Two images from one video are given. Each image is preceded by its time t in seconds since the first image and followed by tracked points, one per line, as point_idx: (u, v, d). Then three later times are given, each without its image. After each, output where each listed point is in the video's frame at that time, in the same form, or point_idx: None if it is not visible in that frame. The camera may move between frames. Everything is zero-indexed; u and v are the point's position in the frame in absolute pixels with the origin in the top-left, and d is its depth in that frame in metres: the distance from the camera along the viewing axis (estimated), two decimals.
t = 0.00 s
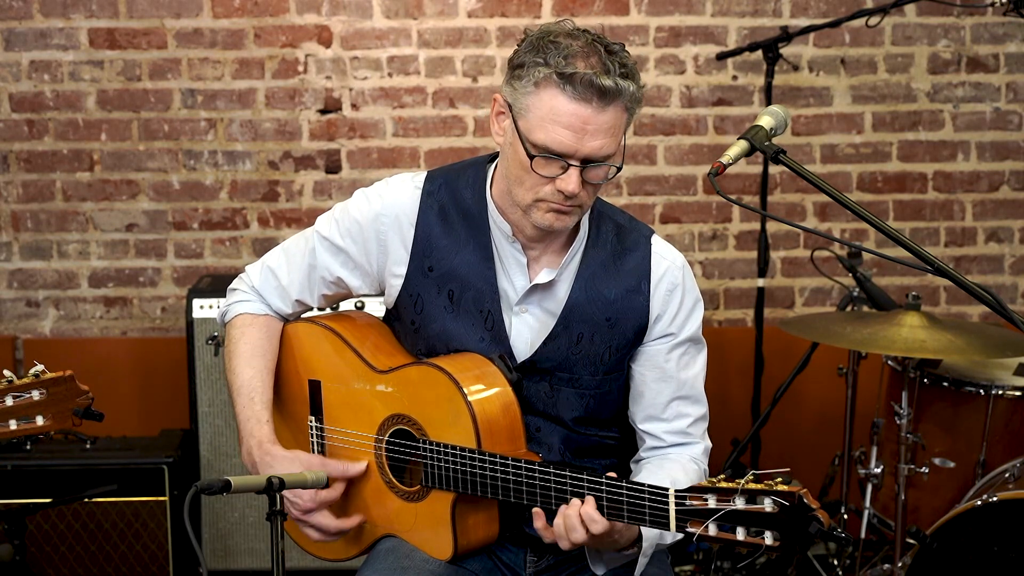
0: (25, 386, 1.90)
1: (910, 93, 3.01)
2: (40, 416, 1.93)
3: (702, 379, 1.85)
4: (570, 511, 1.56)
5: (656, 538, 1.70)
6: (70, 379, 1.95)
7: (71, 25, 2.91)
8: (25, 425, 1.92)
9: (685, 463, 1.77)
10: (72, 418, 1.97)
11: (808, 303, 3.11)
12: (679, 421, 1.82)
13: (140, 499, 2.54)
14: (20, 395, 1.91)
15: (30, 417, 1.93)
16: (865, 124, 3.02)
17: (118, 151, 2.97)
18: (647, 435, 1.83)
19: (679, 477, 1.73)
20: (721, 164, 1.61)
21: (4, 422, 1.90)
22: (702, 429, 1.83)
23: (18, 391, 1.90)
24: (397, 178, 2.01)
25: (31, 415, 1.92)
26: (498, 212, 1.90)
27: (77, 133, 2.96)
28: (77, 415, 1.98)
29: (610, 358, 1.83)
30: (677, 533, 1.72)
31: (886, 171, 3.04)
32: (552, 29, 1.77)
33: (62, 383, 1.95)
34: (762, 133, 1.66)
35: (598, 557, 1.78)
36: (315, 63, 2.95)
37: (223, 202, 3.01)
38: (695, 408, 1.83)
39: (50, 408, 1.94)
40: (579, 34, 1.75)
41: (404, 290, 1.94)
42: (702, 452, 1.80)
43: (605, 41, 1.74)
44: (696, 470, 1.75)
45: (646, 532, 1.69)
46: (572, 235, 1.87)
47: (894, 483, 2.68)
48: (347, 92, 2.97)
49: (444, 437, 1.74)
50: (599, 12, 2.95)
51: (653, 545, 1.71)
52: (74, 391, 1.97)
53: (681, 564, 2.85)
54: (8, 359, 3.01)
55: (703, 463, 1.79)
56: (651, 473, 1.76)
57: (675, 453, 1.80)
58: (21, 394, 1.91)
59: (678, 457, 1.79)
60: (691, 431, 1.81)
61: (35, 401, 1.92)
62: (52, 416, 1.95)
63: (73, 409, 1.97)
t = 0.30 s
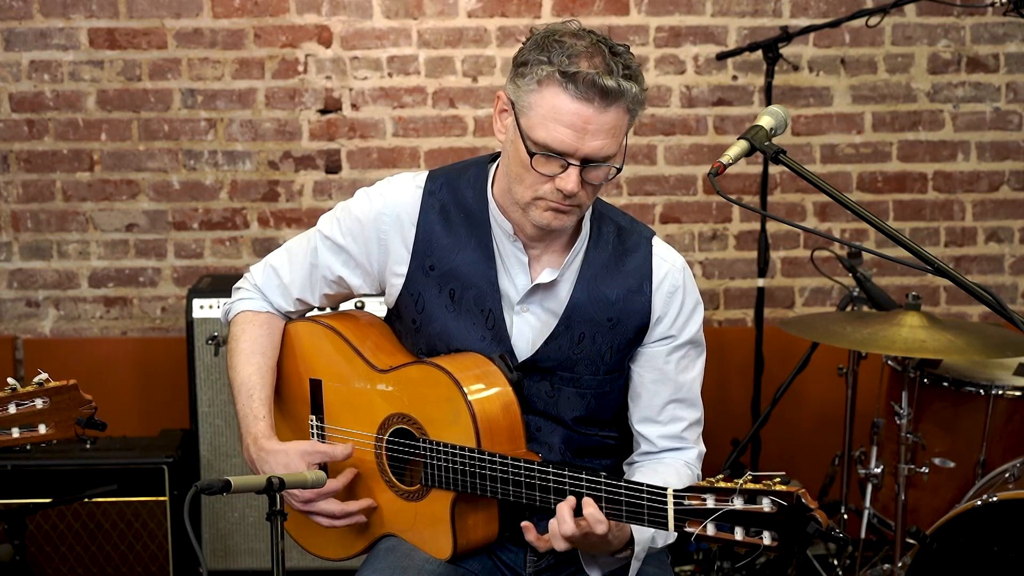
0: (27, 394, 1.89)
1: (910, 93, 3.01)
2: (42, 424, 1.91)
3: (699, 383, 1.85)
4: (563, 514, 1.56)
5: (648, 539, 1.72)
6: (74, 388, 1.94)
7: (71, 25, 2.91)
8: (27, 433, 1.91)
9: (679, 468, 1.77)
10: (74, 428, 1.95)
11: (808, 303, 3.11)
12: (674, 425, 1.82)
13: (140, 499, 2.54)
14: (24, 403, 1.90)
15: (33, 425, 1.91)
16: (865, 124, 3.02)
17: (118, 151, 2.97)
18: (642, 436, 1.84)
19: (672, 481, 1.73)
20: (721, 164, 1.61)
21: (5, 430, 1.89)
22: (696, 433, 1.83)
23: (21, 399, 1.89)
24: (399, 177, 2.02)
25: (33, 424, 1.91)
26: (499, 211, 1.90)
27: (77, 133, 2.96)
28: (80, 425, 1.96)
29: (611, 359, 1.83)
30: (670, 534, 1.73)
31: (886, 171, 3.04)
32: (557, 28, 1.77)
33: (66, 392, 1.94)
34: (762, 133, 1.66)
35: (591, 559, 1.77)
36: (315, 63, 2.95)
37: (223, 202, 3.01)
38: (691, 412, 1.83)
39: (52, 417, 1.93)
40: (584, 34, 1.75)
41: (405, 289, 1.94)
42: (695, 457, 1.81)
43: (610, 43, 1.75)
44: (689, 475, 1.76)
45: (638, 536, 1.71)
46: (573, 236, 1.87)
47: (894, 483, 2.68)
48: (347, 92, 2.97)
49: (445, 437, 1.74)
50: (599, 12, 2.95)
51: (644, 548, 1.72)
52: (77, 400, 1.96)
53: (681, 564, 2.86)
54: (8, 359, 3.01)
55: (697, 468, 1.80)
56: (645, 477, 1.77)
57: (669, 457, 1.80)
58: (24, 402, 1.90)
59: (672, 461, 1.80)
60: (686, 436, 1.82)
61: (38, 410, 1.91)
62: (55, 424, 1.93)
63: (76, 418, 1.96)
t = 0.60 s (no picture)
0: (30, 393, 1.90)
1: (910, 93, 3.01)
2: (44, 424, 1.91)
3: (692, 387, 1.85)
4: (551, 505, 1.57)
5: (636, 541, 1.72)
6: (75, 388, 1.94)
7: (71, 25, 2.91)
8: (29, 433, 1.91)
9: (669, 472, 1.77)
10: (76, 428, 1.95)
11: (808, 303, 3.11)
12: (665, 428, 1.82)
13: (140, 499, 2.54)
14: (27, 403, 1.91)
15: (35, 425, 1.91)
16: (865, 124, 3.02)
17: (118, 151, 2.97)
18: (634, 439, 1.84)
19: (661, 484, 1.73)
20: (721, 164, 1.61)
21: (7, 430, 1.89)
22: (687, 438, 1.83)
23: (23, 399, 1.90)
24: (398, 177, 2.02)
25: (35, 423, 1.91)
26: (499, 211, 1.90)
27: (77, 133, 2.96)
28: (82, 425, 1.96)
29: (610, 359, 1.83)
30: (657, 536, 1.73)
31: (886, 171, 3.04)
32: (560, 33, 1.76)
33: (67, 393, 1.94)
34: (762, 133, 1.66)
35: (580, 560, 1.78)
36: (315, 63, 2.95)
37: (223, 202, 3.01)
38: (682, 416, 1.83)
39: (54, 417, 1.93)
40: (587, 41, 1.74)
41: (405, 289, 1.94)
42: (686, 462, 1.80)
43: (612, 49, 1.74)
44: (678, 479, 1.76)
45: (627, 537, 1.71)
46: (572, 237, 1.87)
47: (894, 483, 2.68)
48: (347, 92, 2.97)
49: (445, 437, 1.74)
50: (599, 12, 2.95)
51: (632, 551, 1.72)
52: (79, 400, 1.95)
53: (681, 564, 2.86)
54: (8, 359, 3.01)
55: (686, 472, 1.79)
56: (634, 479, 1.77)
57: (659, 460, 1.80)
58: (26, 401, 1.90)
59: (662, 464, 1.79)
60: (677, 440, 1.81)
61: (40, 409, 1.91)
62: (57, 424, 1.93)
63: (78, 418, 1.95)
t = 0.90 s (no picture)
0: (29, 393, 1.89)
1: (910, 93, 3.01)
2: (44, 424, 1.91)
3: (694, 387, 1.85)
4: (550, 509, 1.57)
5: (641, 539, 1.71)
6: (75, 387, 1.94)
7: (71, 25, 2.91)
8: (29, 432, 1.91)
9: (673, 472, 1.77)
10: (77, 427, 1.95)
11: (808, 303, 3.11)
12: (669, 429, 1.82)
13: (140, 499, 2.54)
14: (27, 403, 1.90)
15: (35, 425, 1.91)
16: (865, 124, 3.02)
17: (118, 151, 2.97)
18: (637, 440, 1.84)
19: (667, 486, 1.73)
20: (721, 164, 1.61)
21: (7, 429, 1.89)
22: (691, 438, 1.83)
23: (24, 399, 1.90)
24: (398, 178, 2.01)
25: (35, 423, 1.91)
26: (498, 213, 1.90)
27: (77, 133, 2.96)
28: (83, 424, 1.95)
29: (609, 361, 1.83)
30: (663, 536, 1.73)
31: (886, 171, 3.04)
32: (557, 40, 1.75)
33: (68, 392, 1.93)
34: (762, 133, 1.66)
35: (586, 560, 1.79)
36: (315, 63, 2.95)
37: (223, 202, 3.01)
38: (686, 416, 1.83)
39: (54, 416, 1.92)
40: (583, 48, 1.73)
41: (404, 290, 1.94)
42: (691, 461, 1.81)
43: (609, 57, 1.73)
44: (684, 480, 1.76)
45: (632, 536, 1.71)
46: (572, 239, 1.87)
47: (894, 483, 2.68)
48: (347, 92, 2.97)
49: (444, 437, 1.74)
50: (599, 12, 2.95)
51: (638, 549, 1.72)
52: (80, 399, 1.95)
53: (681, 564, 2.86)
54: (8, 359, 3.01)
55: (691, 472, 1.79)
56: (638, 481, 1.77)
57: (664, 461, 1.80)
58: (27, 401, 1.90)
59: (666, 465, 1.79)
60: (680, 440, 1.81)
61: (40, 409, 1.91)
62: (57, 424, 1.93)
63: (79, 417, 1.95)
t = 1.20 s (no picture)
0: (27, 392, 1.89)
1: (910, 93, 3.01)
2: (42, 423, 1.91)
3: (694, 389, 1.85)
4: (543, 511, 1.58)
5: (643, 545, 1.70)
6: (73, 386, 1.94)
7: (71, 25, 2.91)
8: (26, 432, 1.90)
9: (672, 475, 1.77)
10: (74, 427, 1.95)
11: (808, 303, 3.11)
12: (668, 431, 1.81)
13: (140, 499, 2.54)
14: (23, 403, 1.90)
15: (32, 425, 1.90)
16: (865, 124, 3.02)
17: (118, 151, 2.97)
18: (636, 441, 1.84)
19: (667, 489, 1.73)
20: (721, 164, 1.61)
21: (5, 429, 1.88)
22: (691, 440, 1.83)
23: (21, 398, 1.89)
24: (398, 178, 2.02)
25: (33, 422, 1.90)
26: (499, 215, 1.90)
27: (77, 133, 2.96)
28: (79, 424, 1.96)
29: (609, 363, 1.83)
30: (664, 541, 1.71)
31: (886, 171, 3.04)
32: (554, 43, 1.75)
33: (65, 391, 1.94)
34: (762, 133, 1.66)
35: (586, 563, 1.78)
36: (315, 63, 2.95)
37: (223, 202, 3.01)
38: (685, 418, 1.82)
39: (52, 416, 1.92)
40: (580, 50, 1.73)
41: (405, 291, 1.94)
42: (690, 464, 1.80)
43: (606, 59, 1.72)
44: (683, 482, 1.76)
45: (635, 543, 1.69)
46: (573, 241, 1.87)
47: (894, 483, 2.68)
48: (347, 92, 2.97)
49: (445, 437, 1.74)
50: (599, 12, 2.95)
51: (641, 555, 1.71)
52: (77, 398, 1.95)
53: (681, 564, 2.85)
54: (8, 359, 3.01)
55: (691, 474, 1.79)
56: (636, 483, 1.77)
57: (663, 463, 1.80)
58: (24, 401, 1.89)
59: (666, 467, 1.79)
60: (680, 442, 1.81)
61: (37, 408, 1.90)
62: (54, 424, 1.92)
63: (75, 417, 1.95)
